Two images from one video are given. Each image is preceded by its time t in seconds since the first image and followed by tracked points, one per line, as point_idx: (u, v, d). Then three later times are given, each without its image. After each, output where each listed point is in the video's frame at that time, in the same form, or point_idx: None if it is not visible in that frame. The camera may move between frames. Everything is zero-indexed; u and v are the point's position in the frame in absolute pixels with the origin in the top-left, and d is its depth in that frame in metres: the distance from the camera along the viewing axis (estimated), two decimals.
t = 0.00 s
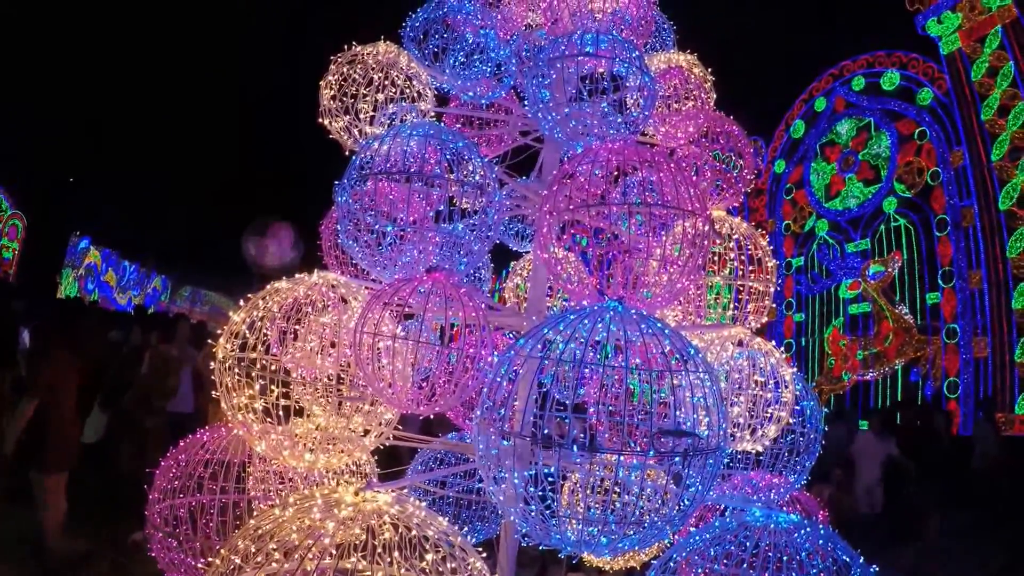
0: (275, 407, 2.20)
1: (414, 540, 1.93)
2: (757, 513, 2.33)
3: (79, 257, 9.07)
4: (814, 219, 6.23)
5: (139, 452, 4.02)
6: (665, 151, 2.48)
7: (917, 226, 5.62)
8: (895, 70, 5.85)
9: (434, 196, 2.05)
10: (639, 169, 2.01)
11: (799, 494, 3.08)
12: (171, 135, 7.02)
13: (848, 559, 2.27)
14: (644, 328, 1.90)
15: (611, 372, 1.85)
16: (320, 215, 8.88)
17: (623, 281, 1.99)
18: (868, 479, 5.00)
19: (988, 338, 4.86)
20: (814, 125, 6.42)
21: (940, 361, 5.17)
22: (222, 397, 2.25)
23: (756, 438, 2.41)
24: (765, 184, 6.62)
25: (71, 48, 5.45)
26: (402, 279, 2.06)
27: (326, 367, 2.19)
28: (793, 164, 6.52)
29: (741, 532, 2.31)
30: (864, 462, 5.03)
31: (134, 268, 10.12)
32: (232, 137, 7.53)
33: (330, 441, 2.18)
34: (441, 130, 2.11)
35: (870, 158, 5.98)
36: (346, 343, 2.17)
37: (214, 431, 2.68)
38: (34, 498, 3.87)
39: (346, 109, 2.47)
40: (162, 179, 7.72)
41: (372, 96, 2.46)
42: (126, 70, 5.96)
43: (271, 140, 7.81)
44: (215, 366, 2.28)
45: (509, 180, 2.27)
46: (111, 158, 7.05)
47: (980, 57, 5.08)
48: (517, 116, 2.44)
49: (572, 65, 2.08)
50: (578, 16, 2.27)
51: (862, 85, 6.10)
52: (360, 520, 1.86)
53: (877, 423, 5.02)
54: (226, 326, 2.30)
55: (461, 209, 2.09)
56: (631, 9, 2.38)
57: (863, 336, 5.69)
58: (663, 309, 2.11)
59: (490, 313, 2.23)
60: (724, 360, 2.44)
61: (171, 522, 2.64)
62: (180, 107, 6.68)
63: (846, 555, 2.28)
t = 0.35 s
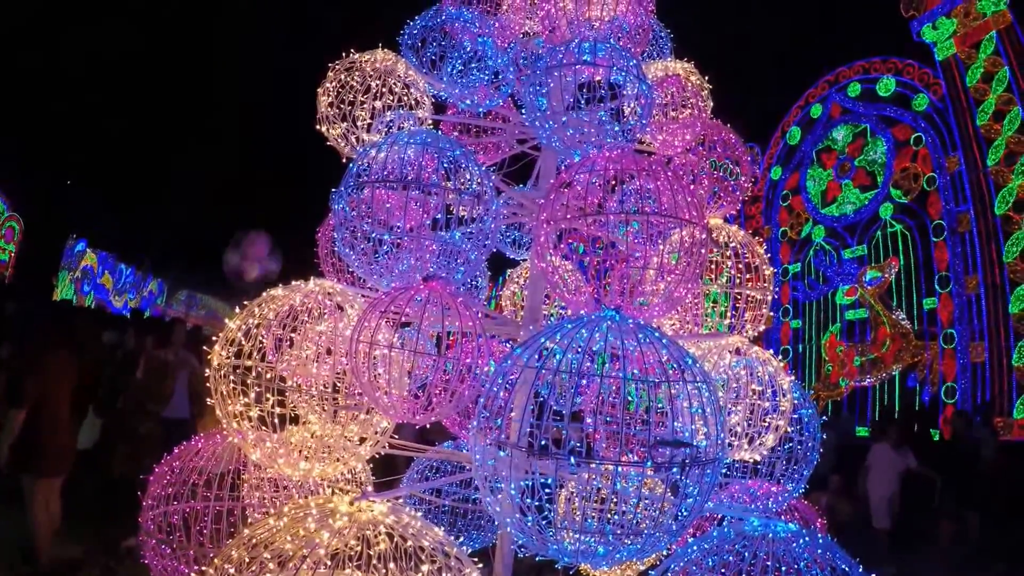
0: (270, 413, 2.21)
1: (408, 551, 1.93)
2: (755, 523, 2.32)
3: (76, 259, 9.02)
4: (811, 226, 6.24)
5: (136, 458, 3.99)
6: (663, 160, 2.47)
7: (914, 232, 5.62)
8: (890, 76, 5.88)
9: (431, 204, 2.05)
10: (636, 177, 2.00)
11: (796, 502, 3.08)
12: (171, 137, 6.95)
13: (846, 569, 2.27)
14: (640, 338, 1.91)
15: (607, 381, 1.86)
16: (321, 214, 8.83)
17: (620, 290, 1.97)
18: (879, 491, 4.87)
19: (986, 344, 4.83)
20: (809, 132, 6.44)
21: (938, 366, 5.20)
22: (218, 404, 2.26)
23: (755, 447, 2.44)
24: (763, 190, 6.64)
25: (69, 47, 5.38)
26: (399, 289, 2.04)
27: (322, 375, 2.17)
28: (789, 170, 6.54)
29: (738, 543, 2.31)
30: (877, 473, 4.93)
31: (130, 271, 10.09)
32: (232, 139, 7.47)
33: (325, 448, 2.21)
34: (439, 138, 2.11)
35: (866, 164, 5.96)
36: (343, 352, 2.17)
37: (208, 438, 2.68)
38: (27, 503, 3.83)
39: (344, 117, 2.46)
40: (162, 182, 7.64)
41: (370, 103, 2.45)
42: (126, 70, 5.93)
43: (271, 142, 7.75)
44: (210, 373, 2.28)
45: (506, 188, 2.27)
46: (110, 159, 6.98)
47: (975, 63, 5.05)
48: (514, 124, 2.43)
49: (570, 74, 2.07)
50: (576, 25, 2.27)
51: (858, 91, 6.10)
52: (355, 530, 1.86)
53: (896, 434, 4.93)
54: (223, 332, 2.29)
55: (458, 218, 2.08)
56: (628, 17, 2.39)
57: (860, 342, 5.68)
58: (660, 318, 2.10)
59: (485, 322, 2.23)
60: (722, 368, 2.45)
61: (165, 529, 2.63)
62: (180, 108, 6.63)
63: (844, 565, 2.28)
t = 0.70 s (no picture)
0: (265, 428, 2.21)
1: (404, 569, 1.92)
2: (753, 540, 2.31)
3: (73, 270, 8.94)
4: (808, 240, 6.28)
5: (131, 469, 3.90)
6: (659, 175, 2.47)
7: (911, 246, 5.54)
8: (886, 90, 5.87)
9: (427, 221, 2.04)
10: (635, 195, 2.00)
11: (795, 517, 3.07)
12: (167, 137, 6.81)
13: None
14: (638, 356, 1.91)
15: (604, 399, 1.86)
16: (320, 217, 8.63)
17: (617, 306, 1.96)
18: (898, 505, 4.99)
19: (983, 355, 4.80)
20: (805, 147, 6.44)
21: (935, 380, 5.13)
22: (212, 421, 2.24)
23: (752, 464, 2.39)
24: (759, 205, 6.65)
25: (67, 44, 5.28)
26: (395, 306, 2.05)
27: (318, 392, 2.18)
28: (785, 185, 6.54)
29: (737, 561, 2.30)
30: (896, 488, 4.35)
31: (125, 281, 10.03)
32: (230, 139, 7.27)
33: (320, 464, 2.20)
34: (436, 154, 2.12)
35: (862, 178, 5.98)
36: (339, 368, 2.17)
37: (202, 453, 2.70)
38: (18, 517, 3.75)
39: (342, 132, 2.44)
40: (157, 181, 7.44)
41: (367, 119, 2.43)
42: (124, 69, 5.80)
43: (271, 144, 7.56)
44: (206, 388, 2.28)
45: (503, 204, 2.29)
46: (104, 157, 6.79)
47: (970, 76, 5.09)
48: (511, 140, 2.45)
49: (567, 91, 2.07)
50: (573, 40, 2.28)
51: (853, 105, 6.12)
52: (350, 547, 1.86)
53: (915, 444, 4.29)
54: (219, 348, 2.31)
55: (455, 233, 2.07)
56: (625, 33, 2.38)
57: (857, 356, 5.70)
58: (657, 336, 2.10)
59: (481, 338, 2.23)
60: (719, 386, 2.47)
61: (158, 544, 2.60)
62: (178, 107, 6.48)
63: None
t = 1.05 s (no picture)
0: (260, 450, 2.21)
1: None
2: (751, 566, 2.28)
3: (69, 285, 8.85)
4: (804, 260, 6.18)
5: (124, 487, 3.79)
6: (655, 199, 2.48)
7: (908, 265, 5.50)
8: (882, 111, 5.80)
9: (424, 245, 2.05)
10: (631, 216, 1.99)
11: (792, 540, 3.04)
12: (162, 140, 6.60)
13: None
14: (636, 382, 1.89)
15: (601, 424, 1.86)
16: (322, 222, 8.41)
17: (614, 328, 1.96)
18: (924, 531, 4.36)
19: (982, 373, 4.71)
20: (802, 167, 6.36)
21: (933, 400, 5.07)
22: (206, 443, 2.23)
23: (751, 488, 2.43)
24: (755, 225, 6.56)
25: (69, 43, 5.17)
26: (391, 330, 2.04)
27: (313, 414, 2.20)
28: (782, 206, 6.45)
29: None
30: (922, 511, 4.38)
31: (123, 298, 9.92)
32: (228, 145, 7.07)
33: (315, 487, 2.19)
34: (433, 177, 2.12)
35: (858, 198, 5.92)
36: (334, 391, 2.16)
37: (198, 474, 2.67)
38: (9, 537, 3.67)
39: (339, 153, 2.45)
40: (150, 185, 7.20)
41: (365, 141, 2.43)
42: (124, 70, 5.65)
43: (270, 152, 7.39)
44: (200, 410, 2.27)
45: (499, 226, 2.31)
46: (96, 156, 6.55)
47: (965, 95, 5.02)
48: (508, 163, 2.48)
49: (565, 113, 2.08)
50: (570, 64, 2.30)
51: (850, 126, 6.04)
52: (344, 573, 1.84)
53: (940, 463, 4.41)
54: (214, 369, 2.30)
55: (452, 256, 2.07)
56: (622, 55, 2.38)
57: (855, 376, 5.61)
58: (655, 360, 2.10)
59: (479, 361, 2.24)
60: (715, 411, 2.45)
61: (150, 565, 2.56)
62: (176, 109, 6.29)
63: None
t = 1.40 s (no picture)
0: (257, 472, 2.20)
1: None
2: None
3: (65, 301, 8.73)
4: (801, 279, 5.99)
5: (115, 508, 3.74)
6: (653, 221, 2.48)
7: (905, 284, 5.36)
8: (878, 128, 5.64)
9: (422, 267, 2.05)
10: (630, 239, 2.00)
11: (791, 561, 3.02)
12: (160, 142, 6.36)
13: None
14: (633, 405, 1.89)
15: (599, 448, 1.85)
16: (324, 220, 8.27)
17: (612, 350, 1.96)
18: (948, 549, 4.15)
19: (981, 391, 4.54)
20: (798, 186, 6.18)
21: (932, 417, 4.88)
22: (201, 463, 2.22)
23: (749, 510, 2.42)
24: (752, 245, 6.39)
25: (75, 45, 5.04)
26: (388, 352, 2.04)
27: (310, 436, 2.18)
28: (779, 225, 6.25)
29: None
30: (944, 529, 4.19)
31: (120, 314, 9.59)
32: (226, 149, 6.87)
33: (311, 510, 2.18)
34: (431, 200, 2.12)
35: (855, 218, 5.73)
36: (330, 412, 2.16)
37: (192, 494, 2.63)
38: None
39: (337, 174, 2.46)
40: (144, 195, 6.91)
41: (362, 163, 2.43)
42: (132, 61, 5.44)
43: (268, 156, 7.24)
44: (195, 432, 2.26)
45: (497, 248, 2.32)
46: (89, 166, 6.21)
47: (960, 113, 4.89)
48: (506, 184, 2.46)
49: (562, 135, 2.09)
50: (566, 86, 2.32)
51: (845, 144, 5.89)
52: None
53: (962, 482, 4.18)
54: (210, 391, 2.29)
55: (450, 277, 2.08)
56: (619, 78, 2.36)
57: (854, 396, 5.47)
58: (654, 382, 2.09)
59: (475, 383, 2.24)
60: (713, 433, 2.44)
61: None
62: (176, 108, 6.08)
63: None
